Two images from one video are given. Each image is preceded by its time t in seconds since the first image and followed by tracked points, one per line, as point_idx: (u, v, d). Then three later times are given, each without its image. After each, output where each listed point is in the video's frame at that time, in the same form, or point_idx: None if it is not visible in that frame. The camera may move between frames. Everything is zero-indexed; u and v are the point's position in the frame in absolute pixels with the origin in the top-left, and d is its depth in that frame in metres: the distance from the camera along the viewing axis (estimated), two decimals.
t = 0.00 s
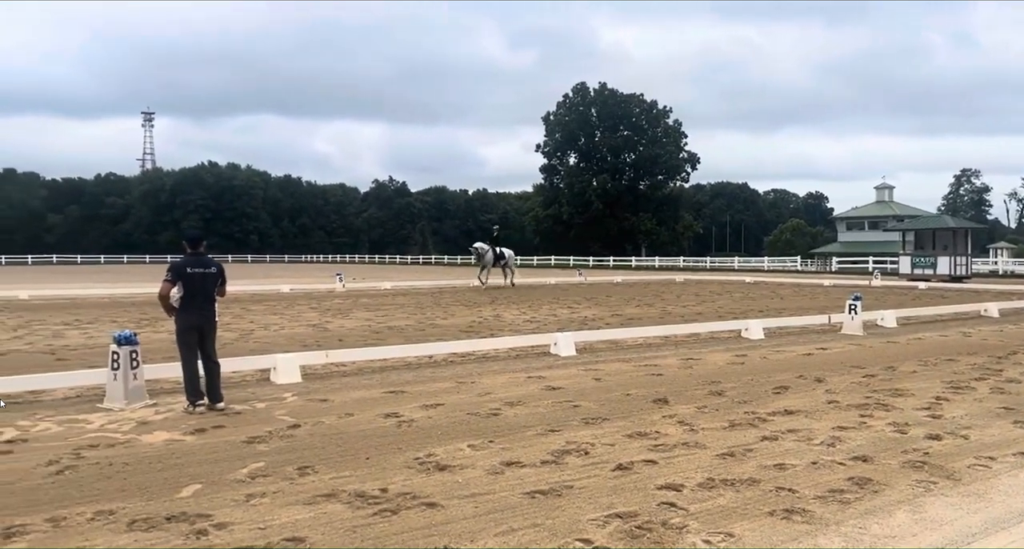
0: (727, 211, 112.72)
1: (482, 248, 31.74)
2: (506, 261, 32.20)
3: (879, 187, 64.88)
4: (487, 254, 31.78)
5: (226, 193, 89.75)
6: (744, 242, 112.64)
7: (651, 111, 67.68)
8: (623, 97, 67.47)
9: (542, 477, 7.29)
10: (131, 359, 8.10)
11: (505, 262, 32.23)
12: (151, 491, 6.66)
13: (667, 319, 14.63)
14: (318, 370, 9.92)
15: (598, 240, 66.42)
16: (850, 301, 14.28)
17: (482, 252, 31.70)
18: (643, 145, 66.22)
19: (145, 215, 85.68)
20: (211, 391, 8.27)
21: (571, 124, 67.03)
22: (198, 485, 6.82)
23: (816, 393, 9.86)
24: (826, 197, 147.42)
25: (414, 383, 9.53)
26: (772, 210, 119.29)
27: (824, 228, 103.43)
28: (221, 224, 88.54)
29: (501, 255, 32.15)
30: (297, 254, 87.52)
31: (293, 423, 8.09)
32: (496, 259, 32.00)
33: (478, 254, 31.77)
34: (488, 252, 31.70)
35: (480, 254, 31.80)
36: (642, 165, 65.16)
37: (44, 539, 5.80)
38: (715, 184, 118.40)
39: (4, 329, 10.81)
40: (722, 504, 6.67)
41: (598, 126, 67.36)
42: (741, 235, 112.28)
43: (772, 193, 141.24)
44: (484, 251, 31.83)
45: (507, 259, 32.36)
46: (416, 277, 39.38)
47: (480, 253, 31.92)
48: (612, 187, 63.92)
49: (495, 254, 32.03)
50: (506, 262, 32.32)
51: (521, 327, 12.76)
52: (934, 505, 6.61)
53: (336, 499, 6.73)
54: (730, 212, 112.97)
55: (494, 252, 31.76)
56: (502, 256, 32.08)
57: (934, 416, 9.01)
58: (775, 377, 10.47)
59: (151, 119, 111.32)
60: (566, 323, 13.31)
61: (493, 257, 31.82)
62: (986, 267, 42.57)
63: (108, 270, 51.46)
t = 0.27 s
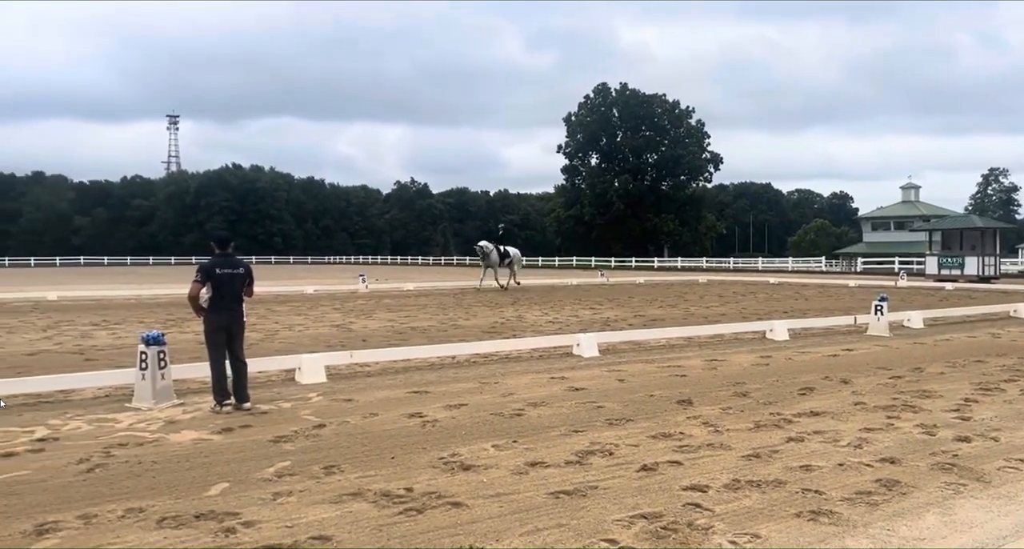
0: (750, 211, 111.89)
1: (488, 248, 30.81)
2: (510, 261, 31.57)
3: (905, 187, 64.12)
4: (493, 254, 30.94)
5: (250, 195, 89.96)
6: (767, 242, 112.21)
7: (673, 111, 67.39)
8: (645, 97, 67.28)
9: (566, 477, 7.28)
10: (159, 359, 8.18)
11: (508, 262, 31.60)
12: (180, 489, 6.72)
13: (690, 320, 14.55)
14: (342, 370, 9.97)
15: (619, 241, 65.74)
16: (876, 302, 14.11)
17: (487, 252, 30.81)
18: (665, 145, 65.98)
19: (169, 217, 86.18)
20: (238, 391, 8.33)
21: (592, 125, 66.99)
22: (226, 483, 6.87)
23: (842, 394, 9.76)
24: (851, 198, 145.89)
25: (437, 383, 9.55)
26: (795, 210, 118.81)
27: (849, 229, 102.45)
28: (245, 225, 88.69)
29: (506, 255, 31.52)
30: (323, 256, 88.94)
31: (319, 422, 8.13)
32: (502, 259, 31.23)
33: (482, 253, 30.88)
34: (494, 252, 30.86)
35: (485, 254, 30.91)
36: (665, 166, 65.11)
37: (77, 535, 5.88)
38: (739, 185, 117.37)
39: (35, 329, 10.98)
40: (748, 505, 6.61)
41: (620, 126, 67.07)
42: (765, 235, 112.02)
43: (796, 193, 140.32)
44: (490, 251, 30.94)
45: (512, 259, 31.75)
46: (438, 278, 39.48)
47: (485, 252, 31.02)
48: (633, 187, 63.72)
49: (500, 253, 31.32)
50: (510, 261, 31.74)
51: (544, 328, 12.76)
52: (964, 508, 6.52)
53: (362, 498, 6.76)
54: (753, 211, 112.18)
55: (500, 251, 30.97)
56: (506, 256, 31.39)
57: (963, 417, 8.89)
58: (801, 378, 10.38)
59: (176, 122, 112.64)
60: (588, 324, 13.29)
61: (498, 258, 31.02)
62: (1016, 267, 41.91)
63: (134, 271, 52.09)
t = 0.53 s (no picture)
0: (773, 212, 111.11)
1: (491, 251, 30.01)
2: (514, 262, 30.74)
3: (930, 188, 63.41)
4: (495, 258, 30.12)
5: (272, 198, 90.50)
6: (790, 244, 111.33)
7: (694, 111, 67.04)
8: (665, 99, 67.00)
9: (586, 480, 7.24)
10: (182, 360, 8.25)
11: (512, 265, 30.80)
12: (202, 489, 6.77)
13: (712, 322, 14.44)
14: (363, 371, 10.00)
15: (639, 243, 65.96)
16: (900, 304, 13.93)
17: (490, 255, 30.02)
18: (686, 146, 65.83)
19: (192, 219, 86.85)
20: (260, 392, 8.37)
21: (613, 126, 66.54)
22: (247, 484, 6.91)
23: (866, 398, 9.63)
24: (875, 199, 144.33)
25: (457, 385, 9.55)
26: (818, 211, 117.95)
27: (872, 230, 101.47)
28: (268, 227, 89.19)
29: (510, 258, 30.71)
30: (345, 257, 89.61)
31: (340, 423, 8.16)
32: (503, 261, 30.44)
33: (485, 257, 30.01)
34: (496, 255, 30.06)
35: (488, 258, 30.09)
36: (686, 167, 64.84)
37: (100, 535, 5.94)
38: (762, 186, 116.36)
39: (61, 329, 11.13)
40: (770, 510, 6.53)
41: (641, 127, 66.83)
42: (787, 236, 111.41)
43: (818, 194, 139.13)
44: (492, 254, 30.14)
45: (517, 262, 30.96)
46: (457, 279, 39.54)
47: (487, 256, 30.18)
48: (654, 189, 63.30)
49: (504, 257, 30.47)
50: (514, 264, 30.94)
51: (563, 330, 12.73)
52: (991, 514, 6.40)
53: (382, 499, 6.76)
54: (775, 213, 111.41)
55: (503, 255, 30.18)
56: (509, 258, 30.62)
57: (989, 422, 8.74)
58: (824, 381, 10.27)
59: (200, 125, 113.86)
60: (608, 326, 13.23)
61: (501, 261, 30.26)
62: None
63: (157, 272, 52.69)
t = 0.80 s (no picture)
0: (807, 216, 109.34)
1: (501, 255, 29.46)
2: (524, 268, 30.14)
3: (969, 192, 62.21)
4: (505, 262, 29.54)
5: (305, 200, 91.93)
6: (825, 248, 109.67)
7: (727, 114, 66.58)
8: (697, 101, 66.58)
9: (617, 487, 7.19)
10: (216, 361, 8.33)
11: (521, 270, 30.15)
12: (234, 490, 6.84)
13: (745, 327, 14.27)
14: (394, 374, 10.04)
15: (671, 247, 65.48)
16: (939, 310, 13.64)
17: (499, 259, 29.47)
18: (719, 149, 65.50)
19: (228, 220, 88.54)
20: (292, 394, 8.43)
21: (645, 129, 66.09)
22: (279, 485, 6.96)
23: (902, 406, 9.44)
24: (912, 202, 141.44)
25: (486, 389, 9.53)
26: (853, 214, 116.02)
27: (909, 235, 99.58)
28: (301, 229, 90.46)
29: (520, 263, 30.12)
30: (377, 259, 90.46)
31: (371, 425, 8.20)
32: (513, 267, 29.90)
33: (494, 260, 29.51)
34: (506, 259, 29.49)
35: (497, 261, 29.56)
36: (718, 170, 64.40)
37: (135, 534, 6.02)
38: (795, 188, 114.55)
39: (100, 329, 11.35)
40: (804, 520, 6.42)
41: (673, 130, 66.55)
42: (822, 240, 109.66)
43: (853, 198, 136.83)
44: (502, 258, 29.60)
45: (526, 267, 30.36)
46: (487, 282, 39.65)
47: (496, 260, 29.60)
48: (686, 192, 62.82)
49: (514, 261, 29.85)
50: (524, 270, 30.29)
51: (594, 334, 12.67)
52: None
53: (413, 503, 6.77)
54: (810, 217, 109.64)
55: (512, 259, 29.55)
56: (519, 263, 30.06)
57: None
58: (859, 388, 10.09)
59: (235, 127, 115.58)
60: (640, 330, 13.13)
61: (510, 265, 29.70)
62: None
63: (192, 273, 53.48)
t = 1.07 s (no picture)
0: (835, 219, 108.32)
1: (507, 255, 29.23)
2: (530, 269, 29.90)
3: (1001, 195, 61.08)
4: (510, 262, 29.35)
5: (331, 201, 92.49)
6: (853, 251, 108.45)
7: (755, 116, 65.96)
8: (724, 103, 66.20)
9: (641, 490, 7.14)
10: (242, 361, 8.41)
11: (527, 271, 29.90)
12: (260, 488, 6.90)
13: (771, 331, 14.13)
14: (418, 374, 10.06)
15: (697, 249, 65.19)
16: (970, 315, 13.39)
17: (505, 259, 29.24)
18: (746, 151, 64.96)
19: (256, 222, 89.74)
20: (317, 393, 8.50)
21: (671, 131, 66.05)
22: (304, 484, 7.01)
23: (932, 412, 9.27)
24: (943, 205, 139.26)
25: (510, 390, 9.53)
26: (882, 217, 114.60)
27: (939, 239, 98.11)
28: (327, 230, 91.21)
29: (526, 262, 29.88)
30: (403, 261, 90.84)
31: (395, 426, 8.23)
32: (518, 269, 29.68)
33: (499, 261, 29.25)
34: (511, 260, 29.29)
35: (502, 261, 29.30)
36: (745, 173, 63.89)
37: (161, 532, 6.10)
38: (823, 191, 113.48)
39: (129, 328, 11.52)
40: (831, 526, 6.33)
41: (699, 132, 66.17)
42: (850, 243, 108.49)
43: (883, 200, 135.07)
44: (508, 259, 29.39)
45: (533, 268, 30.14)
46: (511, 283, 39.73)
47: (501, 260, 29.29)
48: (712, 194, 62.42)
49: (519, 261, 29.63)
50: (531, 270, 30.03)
51: (618, 336, 12.62)
52: None
53: (436, 504, 6.78)
54: (838, 219, 108.58)
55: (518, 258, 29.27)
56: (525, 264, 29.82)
57: None
58: (888, 393, 9.94)
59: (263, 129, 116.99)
60: (664, 333, 13.07)
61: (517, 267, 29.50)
62: None
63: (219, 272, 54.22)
